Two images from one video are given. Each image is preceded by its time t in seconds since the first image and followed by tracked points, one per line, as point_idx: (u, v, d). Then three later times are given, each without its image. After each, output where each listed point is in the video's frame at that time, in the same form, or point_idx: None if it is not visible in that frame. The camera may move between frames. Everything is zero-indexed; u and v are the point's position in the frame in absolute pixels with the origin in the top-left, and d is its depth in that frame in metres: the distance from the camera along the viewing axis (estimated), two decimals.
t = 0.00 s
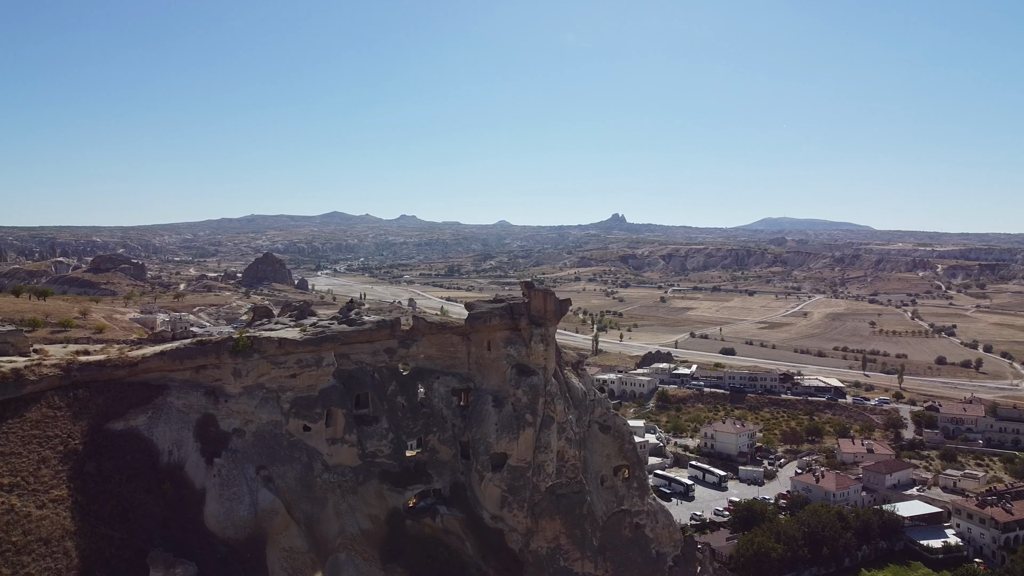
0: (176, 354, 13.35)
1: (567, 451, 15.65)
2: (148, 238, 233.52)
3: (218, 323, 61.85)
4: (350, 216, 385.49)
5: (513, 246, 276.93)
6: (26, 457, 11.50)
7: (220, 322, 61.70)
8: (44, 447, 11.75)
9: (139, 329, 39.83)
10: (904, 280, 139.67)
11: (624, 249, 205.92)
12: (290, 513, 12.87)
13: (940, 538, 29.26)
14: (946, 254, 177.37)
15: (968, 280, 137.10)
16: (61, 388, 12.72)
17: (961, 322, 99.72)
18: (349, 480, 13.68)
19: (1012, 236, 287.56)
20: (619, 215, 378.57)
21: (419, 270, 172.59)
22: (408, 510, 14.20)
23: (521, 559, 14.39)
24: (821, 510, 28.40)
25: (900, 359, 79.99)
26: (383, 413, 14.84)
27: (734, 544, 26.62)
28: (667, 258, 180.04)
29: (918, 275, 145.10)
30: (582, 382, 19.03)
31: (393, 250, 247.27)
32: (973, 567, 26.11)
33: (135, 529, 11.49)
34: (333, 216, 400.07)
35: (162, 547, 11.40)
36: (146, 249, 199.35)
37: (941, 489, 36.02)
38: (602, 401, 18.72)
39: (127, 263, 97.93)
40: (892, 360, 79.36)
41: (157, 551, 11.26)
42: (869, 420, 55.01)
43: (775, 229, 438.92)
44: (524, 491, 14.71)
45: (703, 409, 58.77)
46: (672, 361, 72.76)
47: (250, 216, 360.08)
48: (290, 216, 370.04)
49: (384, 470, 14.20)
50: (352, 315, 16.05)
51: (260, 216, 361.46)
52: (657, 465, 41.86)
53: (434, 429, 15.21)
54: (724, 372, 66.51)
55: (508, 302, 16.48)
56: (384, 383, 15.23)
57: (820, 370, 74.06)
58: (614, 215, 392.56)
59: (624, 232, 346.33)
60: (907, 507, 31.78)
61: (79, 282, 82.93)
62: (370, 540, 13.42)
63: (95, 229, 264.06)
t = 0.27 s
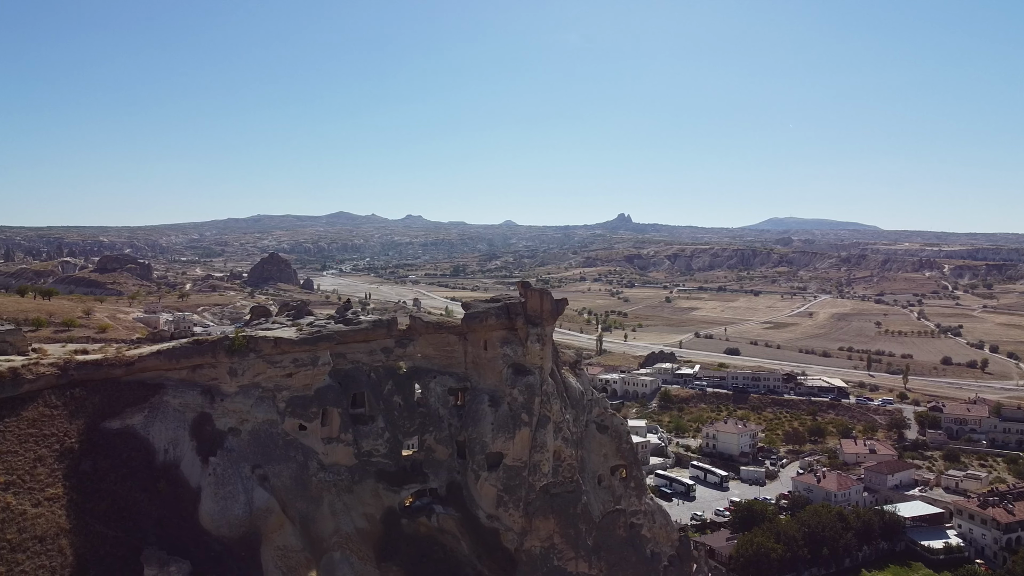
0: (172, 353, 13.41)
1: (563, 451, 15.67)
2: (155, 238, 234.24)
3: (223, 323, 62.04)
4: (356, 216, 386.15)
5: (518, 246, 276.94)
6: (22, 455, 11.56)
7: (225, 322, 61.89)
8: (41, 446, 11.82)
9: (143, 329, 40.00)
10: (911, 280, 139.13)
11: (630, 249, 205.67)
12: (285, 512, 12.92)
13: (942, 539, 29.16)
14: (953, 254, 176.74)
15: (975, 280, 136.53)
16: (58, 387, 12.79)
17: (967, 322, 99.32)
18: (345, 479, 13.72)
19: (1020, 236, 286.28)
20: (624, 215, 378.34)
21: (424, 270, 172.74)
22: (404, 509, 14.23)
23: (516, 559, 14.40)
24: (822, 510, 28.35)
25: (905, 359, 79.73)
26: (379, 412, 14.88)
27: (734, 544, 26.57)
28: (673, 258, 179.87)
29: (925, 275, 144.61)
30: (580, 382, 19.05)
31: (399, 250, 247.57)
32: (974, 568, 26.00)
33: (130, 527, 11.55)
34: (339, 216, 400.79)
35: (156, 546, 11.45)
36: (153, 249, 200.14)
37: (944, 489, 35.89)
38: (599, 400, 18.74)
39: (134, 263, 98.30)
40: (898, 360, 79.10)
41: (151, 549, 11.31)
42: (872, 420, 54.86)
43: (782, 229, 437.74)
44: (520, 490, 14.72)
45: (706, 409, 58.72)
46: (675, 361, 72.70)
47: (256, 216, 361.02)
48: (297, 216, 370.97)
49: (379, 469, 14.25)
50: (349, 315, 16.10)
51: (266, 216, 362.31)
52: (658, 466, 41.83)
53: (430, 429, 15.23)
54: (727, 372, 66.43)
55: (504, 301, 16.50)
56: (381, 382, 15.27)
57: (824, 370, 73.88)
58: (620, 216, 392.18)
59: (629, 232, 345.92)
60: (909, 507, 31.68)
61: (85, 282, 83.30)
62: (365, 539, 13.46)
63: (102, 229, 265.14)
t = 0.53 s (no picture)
0: (169, 352, 13.47)
1: (559, 450, 15.67)
2: (162, 238, 234.94)
3: (228, 322, 62.26)
4: (362, 216, 386.85)
5: (524, 246, 276.88)
6: (19, 454, 11.62)
7: (229, 322, 62.10)
8: (37, 444, 11.89)
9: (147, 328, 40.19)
10: (917, 280, 138.63)
11: (636, 249, 205.52)
12: (280, 511, 12.97)
13: (944, 540, 29.07)
14: (960, 254, 176.08)
15: (983, 280, 135.96)
16: (56, 386, 12.86)
17: (974, 323, 98.91)
18: (340, 479, 13.77)
19: None
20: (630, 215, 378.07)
21: (429, 270, 172.89)
22: (400, 509, 14.26)
23: (512, 558, 14.41)
24: (822, 511, 28.30)
25: (911, 359, 79.46)
26: (376, 411, 14.91)
27: (734, 544, 26.57)
28: (678, 258, 179.69)
29: (932, 275, 144.10)
30: (577, 381, 19.09)
31: (405, 250, 247.80)
32: (975, 569, 25.91)
33: (124, 526, 11.61)
34: (345, 216, 401.46)
35: (151, 544, 11.52)
36: (160, 249, 201.05)
37: (946, 490, 35.76)
38: (597, 400, 18.78)
39: (140, 263, 98.69)
40: (903, 361, 78.85)
41: (146, 548, 11.37)
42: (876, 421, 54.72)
43: (789, 229, 436.58)
44: (516, 489, 14.73)
45: (709, 410, 58.64)
46: (679, 361, 72.63)
47: (263, 216, 362.07)
48: (303, 216, 371.94)
49: (376, 468, 14.28)
50: (346, 315, 16.16)
51: (273, 216, 363.25)
52: (660, 466, 41.82)
53: (426, 429, 15.25)
54: (730, 372, 66.33)
55: (501, 301, 16.52)
56: (377, 381, 15.30)
57: (829, 371, 73.70)
58: (626, 215, 391.87)
59: (635, 232, 345.57)
60: (911, 508, 31.59)
61: (92, 282, 83.79)
62: (361, 538, 13.49)
63: (109, 229, 266.20)
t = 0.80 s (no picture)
0: (165, 352, 13.52)
1: (555, 450, 15.68)
2: (169, 238, 235.63)
3: (232, 323, 62.48)
4: (368, 216, 387.53)
5: (530, 246, 276.84)
6: (15, 452, 11.70)
7: (234, 322, 62.32)
8: (34, 443, 11.97)
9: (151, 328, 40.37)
10: (924, 280, 138.20)
11: (644, 248, 205.43)
12: (276, 510, 13.02)
13: (945, 541, 28.97)
14: (968, 254, 175.41)
15: (990, 280, 135.37)
16: (53, 385, 12.94)
17: (980, 323, 98.50)
18: (336, 478, 13.80)
19: None
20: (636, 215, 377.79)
21: (435, 270, 173.04)
22: (396, 508, 14.28)
23: (507, 558, 14.43)
24: (823, 511, 28.24)
25: (916, 360, 79.16)
26: (372, 410, 14.94)
27: (734, 545, 26.55)
28: (684, 258, 179.48)
29: (938, 275, 143.61)
30: (575, 381, 19.12)
31: (411, 250, 248.11)
32: (975, 570, 25.82)
33: (120, 524, 11.68)
34: (351, 216, 402.15)
35: (146, 543, 11.57)
36: (167, 249, 201.71)
37: (948, 491, 35.62)
38: (595, 400, 18.80)
39: (146, 263, 99.07)
40: (908, 361, 78.58)
41: (140, 546, 11.44)
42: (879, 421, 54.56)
43: (795, 229, 435.40)
44: (512, 489, 14.73)
45: (711, 410, 58.56)
46: (682, 361, 72.56)
47: (269, 216, 363.12)
48: (310, 216, 372.82)
49: (372, 467, 14.31)
50: (343, 314, 16.20)
51: (279, 216, 364.25)
52: (662, 466, 41.82)
53: (423, 428, 15.27)
54: (733, 372, 66.21)
55: (498, 301, 16.53)
56: (374, 381, 15.34)
57: (834, 371, 73.52)
58: (632, 215, 391.34)
59: (641, 232, 345.22)
60: (912, 508, 31.50)
61: (99, 282, 84.17)
62: (356, 537, 13.52)
63: (117, 229, 267.22)
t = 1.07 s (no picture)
0: (162, 351, 13.59)
1: (552, 449, 15.67)
2: (175, 239, 236.18)
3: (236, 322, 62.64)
4: (374, 216, 388.18)
5: (536, 246, 276.69)
6: (11, 451, 11.78)
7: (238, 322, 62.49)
8: (30, 441, 12.05)
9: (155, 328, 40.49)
10: (930, 280, 137.74)
11: (649, 249, 205.13)
12: (271, 509, 13.06)
13: (946, 541, 28.89)
14: (975, 254, 174.70)
15: (997, 280, 134.82)
16: (50, 384, 13.01)
17: (986, 323, 98.12)
18: (332, 477, 13.84)
19: None
20: (641, 215, 377.34)
21: (440, 270, 173.09)
22: (392, 507, 14.29)
23: (501, 557, 14.41)
24: (824, 511, 28.15)
25: (921, 360, 78.88)
26: (368, 410, 14.97)
27: (733, 545, 26.54)
28: (689, 258, 179.23)
29: (945, 275, 143.12)
30: (573, 381, 19.14)
31: (417, 250, 248.43)
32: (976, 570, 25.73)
33: (115, 522, 11.74)
34: (357, 215, 402.98)
35: (140, 541, 11.62)
36: (174, 249, 202.25)
37: (950, 491, 35.48)
38: (592, 400, 18.81)
39: (152, 263, 99.40)
40: (913, 361, 78.33)
41: (135, 545, 11.49)
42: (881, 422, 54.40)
43: (802, 229, 434.10)
44: (507, 488, 14.73)
45: (714, 410, 58.50)
46: (685, 361, 72.48)
47: (276, 216, 364.08)
48: (316, 216, 373.65)
49: (367, 467, 14.36)
50: (340, 313, 16.25)
51: (285, 216, 365.05)
52: (663, 466, 41.80)
53: (419, 427, 15.28)
54: (736, 372, 66.08)
55: (494, 301, 16.56)
56: (370, 380, 15.39)
57: (838, 371, 73.33)
58: (637, 215, 390.88)
59: (647, 232, 344.76)
60: (913, 509, 31.41)
61: (104, 281, 84.47)
62: (351, 536, 13.56)
63: (124, 229, 268.21)
